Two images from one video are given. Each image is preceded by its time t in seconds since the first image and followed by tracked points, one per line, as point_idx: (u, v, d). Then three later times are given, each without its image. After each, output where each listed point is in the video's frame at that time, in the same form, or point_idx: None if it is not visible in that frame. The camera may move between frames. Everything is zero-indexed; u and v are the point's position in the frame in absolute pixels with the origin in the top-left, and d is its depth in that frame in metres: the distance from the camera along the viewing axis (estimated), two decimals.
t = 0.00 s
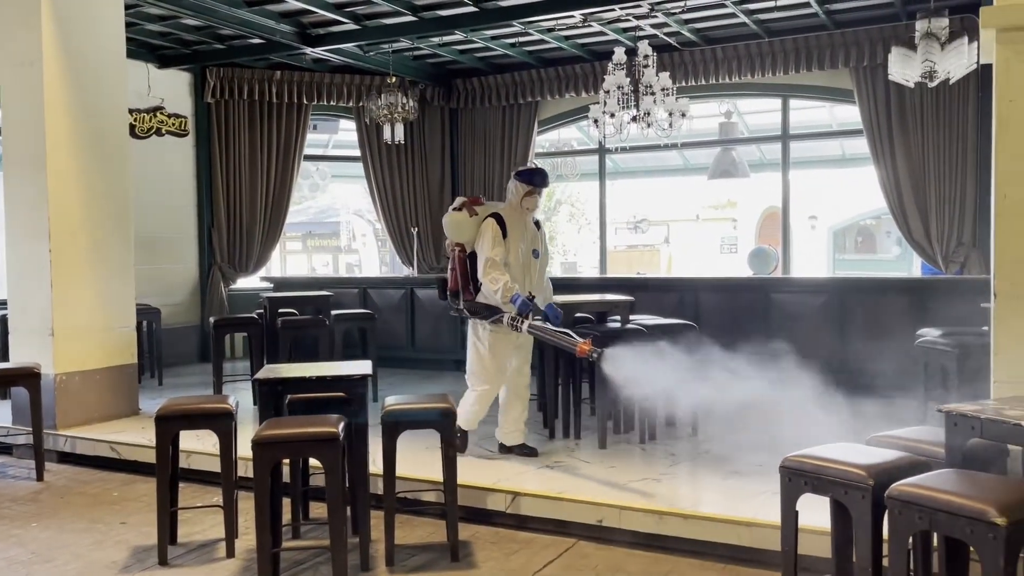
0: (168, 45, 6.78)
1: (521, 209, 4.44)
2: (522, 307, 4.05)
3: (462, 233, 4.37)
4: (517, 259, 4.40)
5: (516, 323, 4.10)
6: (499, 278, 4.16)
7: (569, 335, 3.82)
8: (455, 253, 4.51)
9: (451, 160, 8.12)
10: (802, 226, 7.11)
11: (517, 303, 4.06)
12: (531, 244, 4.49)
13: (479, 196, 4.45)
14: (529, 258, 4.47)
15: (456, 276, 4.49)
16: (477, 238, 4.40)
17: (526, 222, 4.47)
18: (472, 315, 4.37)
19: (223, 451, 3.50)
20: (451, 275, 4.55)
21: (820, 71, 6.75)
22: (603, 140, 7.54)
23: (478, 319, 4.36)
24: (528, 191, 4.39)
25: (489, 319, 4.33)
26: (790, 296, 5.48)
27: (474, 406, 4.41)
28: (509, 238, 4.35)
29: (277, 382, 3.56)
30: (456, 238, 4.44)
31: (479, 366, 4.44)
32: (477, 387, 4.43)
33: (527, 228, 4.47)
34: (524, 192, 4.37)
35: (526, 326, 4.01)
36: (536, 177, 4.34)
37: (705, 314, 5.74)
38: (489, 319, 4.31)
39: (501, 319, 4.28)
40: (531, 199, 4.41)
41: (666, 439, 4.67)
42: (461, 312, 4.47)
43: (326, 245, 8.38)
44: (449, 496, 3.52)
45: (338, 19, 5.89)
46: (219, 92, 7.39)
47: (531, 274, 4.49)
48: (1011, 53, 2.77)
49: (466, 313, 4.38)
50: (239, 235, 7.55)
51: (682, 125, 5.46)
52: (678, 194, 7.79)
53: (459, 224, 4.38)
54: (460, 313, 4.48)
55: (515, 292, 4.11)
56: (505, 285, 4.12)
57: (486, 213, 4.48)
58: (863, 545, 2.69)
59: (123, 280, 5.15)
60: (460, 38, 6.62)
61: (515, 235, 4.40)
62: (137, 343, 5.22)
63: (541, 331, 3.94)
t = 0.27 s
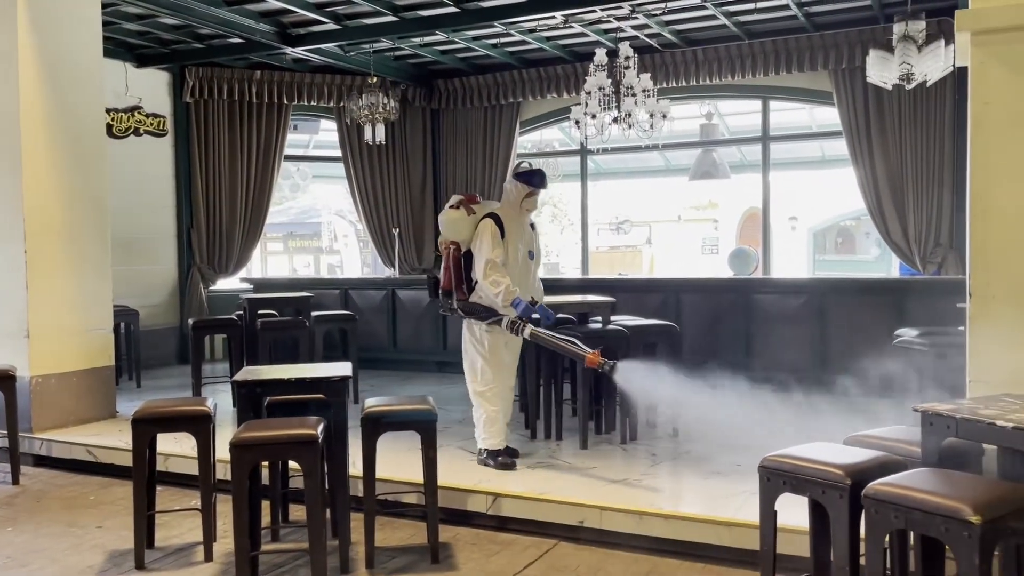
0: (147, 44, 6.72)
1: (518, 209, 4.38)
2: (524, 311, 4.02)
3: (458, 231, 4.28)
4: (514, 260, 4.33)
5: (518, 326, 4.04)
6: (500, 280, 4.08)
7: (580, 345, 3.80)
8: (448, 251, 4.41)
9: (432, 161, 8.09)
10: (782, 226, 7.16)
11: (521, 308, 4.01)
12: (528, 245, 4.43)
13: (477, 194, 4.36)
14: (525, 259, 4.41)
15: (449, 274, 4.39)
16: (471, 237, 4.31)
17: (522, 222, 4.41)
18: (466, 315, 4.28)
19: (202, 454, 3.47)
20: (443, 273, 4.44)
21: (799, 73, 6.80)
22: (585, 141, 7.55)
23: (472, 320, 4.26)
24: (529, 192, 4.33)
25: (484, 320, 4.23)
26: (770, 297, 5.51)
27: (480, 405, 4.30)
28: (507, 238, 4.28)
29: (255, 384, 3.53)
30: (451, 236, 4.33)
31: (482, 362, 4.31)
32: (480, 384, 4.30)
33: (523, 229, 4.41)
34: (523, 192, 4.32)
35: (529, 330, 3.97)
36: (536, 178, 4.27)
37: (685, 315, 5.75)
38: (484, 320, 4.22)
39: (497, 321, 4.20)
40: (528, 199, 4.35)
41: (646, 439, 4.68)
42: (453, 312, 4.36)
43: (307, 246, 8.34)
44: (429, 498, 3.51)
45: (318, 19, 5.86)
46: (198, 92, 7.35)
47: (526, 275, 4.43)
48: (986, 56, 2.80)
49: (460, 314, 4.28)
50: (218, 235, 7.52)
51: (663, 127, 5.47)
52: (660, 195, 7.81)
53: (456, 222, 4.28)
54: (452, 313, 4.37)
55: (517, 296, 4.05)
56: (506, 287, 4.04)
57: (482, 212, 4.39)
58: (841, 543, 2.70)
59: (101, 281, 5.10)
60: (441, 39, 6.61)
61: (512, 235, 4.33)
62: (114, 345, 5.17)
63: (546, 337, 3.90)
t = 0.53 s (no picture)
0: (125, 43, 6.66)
1: (505, 209, 4.39)
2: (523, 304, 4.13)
3: (449, 231, 4.22)
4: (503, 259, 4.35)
5: (517, 323, 4.11)
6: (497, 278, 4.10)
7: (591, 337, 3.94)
8: (435, 251, 4.35)
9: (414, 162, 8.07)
10: (763, 227, 7.20)
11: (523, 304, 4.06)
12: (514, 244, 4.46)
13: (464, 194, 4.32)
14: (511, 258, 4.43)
15: (437, 274, 4.33)
16: (460, 236, 4.27)
17: (509, 222, 4.42)
18: (456, 315, 4.24)
19: (180, 457, 3.44)
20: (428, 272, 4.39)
21: (778, 75, 6.84)
22: (567, 142, 7.56)
23: (463, 319, 4.24)
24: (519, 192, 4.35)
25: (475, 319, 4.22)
26: (750, 297, 5.54)
27: (457, 407, 4.29)
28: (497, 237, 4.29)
29: (234, 386, 3.51)
30: (439, 236, 4.28)
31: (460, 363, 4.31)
32: (458, 386, 4.30)
33: (510, 228, 4.43)
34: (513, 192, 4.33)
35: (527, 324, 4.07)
36: (527, 178, 4.30)
37: (667, 315, 5.78)
38: (476, 320, 4.21)
39: (490, 320, 4.21)
40: (517, 199, 4.37)
41: (627, 440, 4.69)
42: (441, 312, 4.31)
43: (289, 247, 8.30)
44: (410, 499, 3.49)
45: (299, 19, 5.83)
46: (177, 92, 7.29)
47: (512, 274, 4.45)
48: (961, 59, 2.83)
49: (450, 314, 4.24)
50: (197, 237, 7.46)
51: (644, 128, 5.49)
52: (642, 196, 7.84)
53: (446, 220, 4.22)
54: (440, 314, 4.32)
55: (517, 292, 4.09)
56: (504, 286, 4.07)
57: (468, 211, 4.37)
58: (818, 542, 2.72)
59: (78, 283, 5.04)
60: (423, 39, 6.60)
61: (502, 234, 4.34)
62: (92, 347, 5.12)
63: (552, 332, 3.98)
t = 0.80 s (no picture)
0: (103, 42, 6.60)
1: (489, 208, 4.40)
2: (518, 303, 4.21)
3: (439, 231, 4.15)
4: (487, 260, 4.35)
5: (513, 320, 4.20)
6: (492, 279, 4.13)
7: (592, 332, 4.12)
8: (422, 251, 4.29)
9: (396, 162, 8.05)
10: (744, 228, 7.24)
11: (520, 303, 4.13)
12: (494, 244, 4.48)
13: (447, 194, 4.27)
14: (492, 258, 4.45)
15: (425, 275, 4.28)
16: (448, 236, 4.22)
17: (493, 221, 4.43)
18: (447, 316, 4.21)
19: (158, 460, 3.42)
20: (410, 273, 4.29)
21: (759, 77, 6.90)
22: (549, 143, 7.57)
23: (454, 320, 4.22)
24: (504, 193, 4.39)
25: (466, 319, 4.22)
26: (730, 298, 5.58)
27: (440, 409, 4.28)
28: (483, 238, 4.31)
29: (213, 388, 3.49)
30: (428, 236, 4.22)
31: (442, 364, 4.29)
32: (441, 388, 4.29)
33: (492, 228, 4.45)
34: (500, 193, 4.36)
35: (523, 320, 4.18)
36: (514, 178, 4.33)
37: (648, 316, 5.81)
38: (467, 320, 4.22)
39: (482, 319, 4.24)
40: (502, 199, 4.39)
41: (609, 440, 4.70)
42: (430, 313, 4.25)
43: (270, 248, 8.26)
44: (391, 501, 3.49)
45: (279, 19, 5.80)
46: (156, 92, 7.24)
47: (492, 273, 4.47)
48: (936, 62, 2.86)
49: (441, 315, 4.20)
50: (177, 237, 7.42)
51: (626, 129, 5.52)
52: (624, 198, 7.86)
53: (435, 221, 4.15)
54: (428, 315, 4.26)
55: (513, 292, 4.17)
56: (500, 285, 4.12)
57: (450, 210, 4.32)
58: (796, 542, 2.74)
59: (55, 285, 5.00)
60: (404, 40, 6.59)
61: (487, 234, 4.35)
62: (70, 349, 5.08)
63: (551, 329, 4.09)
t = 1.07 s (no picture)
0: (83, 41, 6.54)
1: (475, 210, 4.41)
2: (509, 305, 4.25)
3: (430, 233, 4.10)
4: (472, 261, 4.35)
5: (503, 320, 4.21)
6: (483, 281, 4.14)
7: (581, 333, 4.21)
8: (410, 252, 4.18)
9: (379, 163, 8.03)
10: (726, 230, 7.28)
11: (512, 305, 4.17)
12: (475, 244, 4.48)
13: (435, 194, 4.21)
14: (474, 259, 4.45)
15: (413, 276, 4.15)
16: (437, 238, 4.19)
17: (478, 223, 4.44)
18: (436, 318, 4.20)
19: (138, 462, 3.39)
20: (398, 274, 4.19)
21: (740, 79, 6.94)
22: (532, 144, 7.59)
23: (443, 321, 4.21)
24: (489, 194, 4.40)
25: (455, 321, 4.21)
26: (712, 298, 5.61)
27: (423, 409, 4.26)
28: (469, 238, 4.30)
29: (193, 390, 3.46)
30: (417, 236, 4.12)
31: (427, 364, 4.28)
32: (425, 388, 4.26)
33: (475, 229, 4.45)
34: (487, 194, 4.37)
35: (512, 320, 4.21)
36: (501, 181, 4.36)
37: (630, 317, 5.83)
38: (457, 321, 4.22)
39: (471, 320, 4.24)
40: (488, 201, 4.40)
41: (592, 440, 4.72)
42: (418, 315, 4.20)
43: (252, 249, 8.23)
44: (373, 503, 3.48)
45: (261, 19, 5.78)
46: (137, 92, 7.18)
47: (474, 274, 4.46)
48: (913, 65, 2.88)
49: (431, 316, 4.18)
50: (158, 238, 7.37)
51: (609, 131, 5.54)
52: (607, 199, 7.87)
53: (426, 222, 4.08)
54: (416, 316, 4.20)
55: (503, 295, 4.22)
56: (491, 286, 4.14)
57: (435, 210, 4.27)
58: (776, 541, 2.75)
59: (33, 286, 4.95)
60: (387, 41, 6.58)
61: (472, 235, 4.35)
62: (48, 351, 5.03)
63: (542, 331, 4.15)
